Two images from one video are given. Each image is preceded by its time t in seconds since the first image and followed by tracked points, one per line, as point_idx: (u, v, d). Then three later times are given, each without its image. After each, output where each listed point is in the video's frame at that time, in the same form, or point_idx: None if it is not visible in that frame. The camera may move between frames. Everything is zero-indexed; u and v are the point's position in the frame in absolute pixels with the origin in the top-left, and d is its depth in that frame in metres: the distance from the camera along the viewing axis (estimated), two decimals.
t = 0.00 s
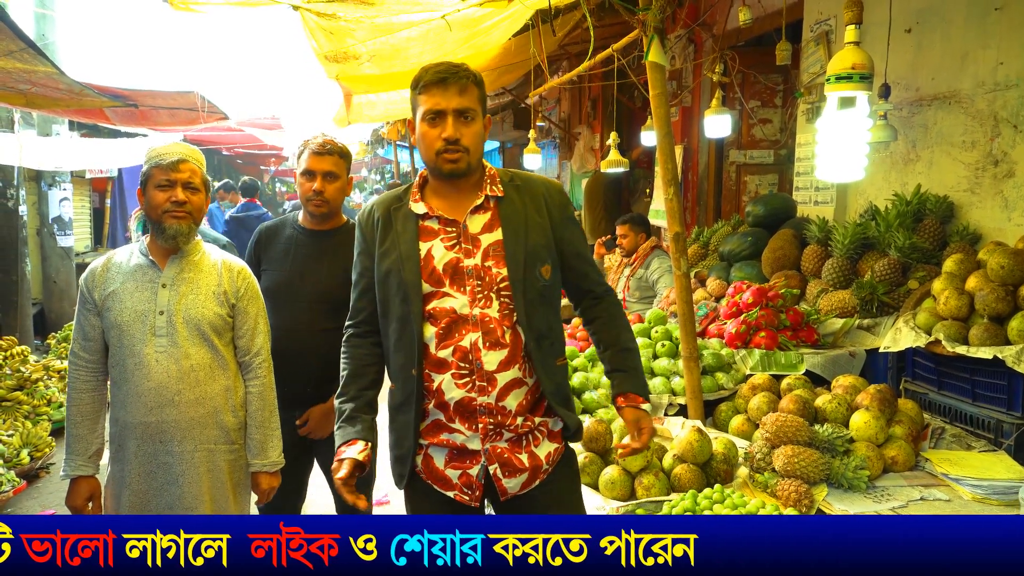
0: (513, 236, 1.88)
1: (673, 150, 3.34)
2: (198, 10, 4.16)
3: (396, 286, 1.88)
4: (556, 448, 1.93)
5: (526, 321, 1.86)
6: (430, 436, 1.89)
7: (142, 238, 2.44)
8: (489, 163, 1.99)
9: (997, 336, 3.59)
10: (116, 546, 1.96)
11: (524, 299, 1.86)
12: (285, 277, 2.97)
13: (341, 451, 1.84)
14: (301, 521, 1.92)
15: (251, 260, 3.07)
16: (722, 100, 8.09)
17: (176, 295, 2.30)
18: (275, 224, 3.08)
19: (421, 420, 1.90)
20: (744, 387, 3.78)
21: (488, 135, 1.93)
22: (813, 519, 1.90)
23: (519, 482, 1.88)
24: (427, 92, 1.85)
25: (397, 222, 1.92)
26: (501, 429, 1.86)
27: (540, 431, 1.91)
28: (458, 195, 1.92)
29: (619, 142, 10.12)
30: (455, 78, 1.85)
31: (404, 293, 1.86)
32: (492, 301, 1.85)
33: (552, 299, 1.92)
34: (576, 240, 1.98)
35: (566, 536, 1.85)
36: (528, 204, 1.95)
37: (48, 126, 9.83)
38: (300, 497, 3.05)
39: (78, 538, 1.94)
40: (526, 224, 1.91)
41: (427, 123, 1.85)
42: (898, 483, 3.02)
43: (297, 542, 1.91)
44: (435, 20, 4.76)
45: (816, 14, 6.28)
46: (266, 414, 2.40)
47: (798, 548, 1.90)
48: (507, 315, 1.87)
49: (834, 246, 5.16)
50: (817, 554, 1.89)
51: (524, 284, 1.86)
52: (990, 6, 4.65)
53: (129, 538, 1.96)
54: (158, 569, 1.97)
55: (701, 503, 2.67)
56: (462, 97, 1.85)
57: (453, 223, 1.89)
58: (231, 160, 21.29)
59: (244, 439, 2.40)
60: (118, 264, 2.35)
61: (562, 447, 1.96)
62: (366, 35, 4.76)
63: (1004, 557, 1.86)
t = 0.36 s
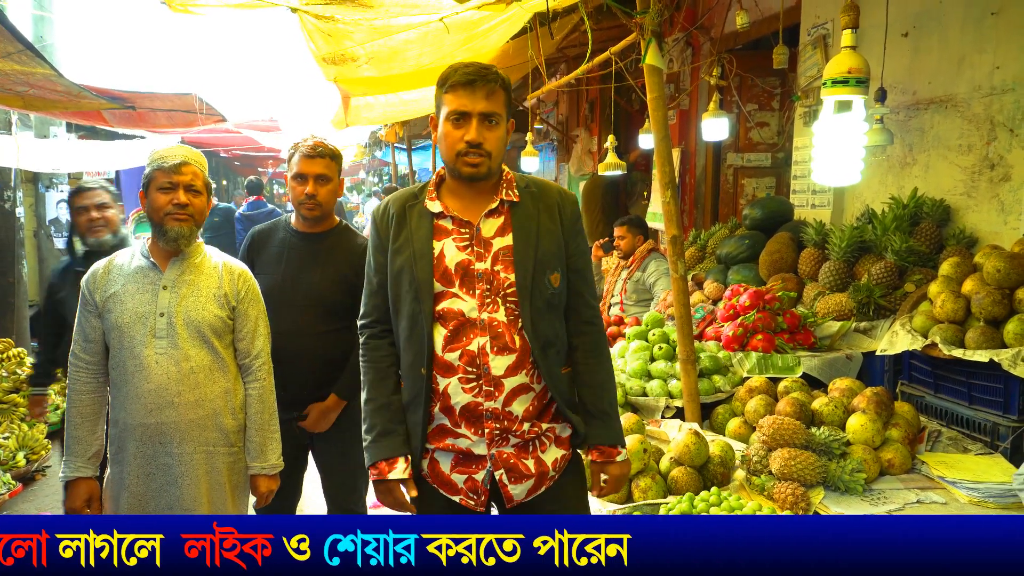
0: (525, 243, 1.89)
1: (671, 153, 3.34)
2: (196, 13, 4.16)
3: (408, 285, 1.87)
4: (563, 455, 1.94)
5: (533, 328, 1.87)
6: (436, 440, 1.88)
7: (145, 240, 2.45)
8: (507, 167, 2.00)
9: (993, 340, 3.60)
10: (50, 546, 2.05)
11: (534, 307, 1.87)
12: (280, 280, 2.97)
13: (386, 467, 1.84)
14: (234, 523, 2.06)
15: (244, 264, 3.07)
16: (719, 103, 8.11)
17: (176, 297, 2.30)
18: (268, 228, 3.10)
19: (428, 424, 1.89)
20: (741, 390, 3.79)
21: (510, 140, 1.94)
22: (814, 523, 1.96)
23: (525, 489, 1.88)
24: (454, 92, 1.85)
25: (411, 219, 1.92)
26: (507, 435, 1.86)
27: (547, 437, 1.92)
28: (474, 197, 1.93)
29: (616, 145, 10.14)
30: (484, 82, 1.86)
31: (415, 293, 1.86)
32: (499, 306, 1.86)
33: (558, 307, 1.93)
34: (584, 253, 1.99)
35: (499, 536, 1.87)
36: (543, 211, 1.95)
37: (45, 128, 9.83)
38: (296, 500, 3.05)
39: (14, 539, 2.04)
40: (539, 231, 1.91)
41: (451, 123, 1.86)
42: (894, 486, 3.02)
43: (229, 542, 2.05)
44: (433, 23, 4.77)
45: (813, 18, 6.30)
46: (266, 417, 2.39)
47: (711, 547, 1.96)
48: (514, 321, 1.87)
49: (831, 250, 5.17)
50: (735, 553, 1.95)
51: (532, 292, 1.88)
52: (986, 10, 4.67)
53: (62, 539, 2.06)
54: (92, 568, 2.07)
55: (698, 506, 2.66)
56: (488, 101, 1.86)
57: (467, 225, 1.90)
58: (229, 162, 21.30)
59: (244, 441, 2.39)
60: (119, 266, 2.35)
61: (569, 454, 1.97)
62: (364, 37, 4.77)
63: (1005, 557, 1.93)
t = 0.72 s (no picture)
0: (525, 246, 1.88)
1: (668, 154, 3.35)
2: (193, 15, 4.16)
3: (405, 287, 1.88)
4: (560, 464, 1.94)
5: (534, 331, 1.87)
6: (432, 442, 1.89)
7: (143, 243, 2.45)
8: (508, 170, 1.99)
9: (990, 340, 3.61)
10: None
11: (534, 310, 1.87)
12: (277, 282, 2.97)
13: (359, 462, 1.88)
14: (168, 522, 2.01)
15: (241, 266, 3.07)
16: (716, 105, 8.12)
17: (176, 299, 2.29)
18: (263, 229, 3.09)
19: (424, 425, 1.90)
20: (739, 391, 3.79)
21: (509, 143, 1.93)
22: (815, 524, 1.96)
23: (517, 495, 1.87)
24: (451, 94, 1.86)
25: (409, 222, 1.93)
26: (503, 438, 1.86)
27: (544, 443, 1.92)
28: (473, 200, 1.93)
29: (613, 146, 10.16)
30: (481, 84, 1.86)
31: (412, 295, 1.86)
32: (499, 310, 1.86)
33: (560, 310, 1.92)
34: (586, 255, 1.99)
35: (431, 536, 1.85)
36: (544, 214, 1.95)
37: (41, 130, 9.81)
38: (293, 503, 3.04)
39: None
40: (540, 234, 1.91)
41: (448, 126, 1.86)
42: (892, 486, 3.02)
43: (163, 542, 2.00)
44: (429, 25, 4.77)
45: (809, 20, 6.31)
46: (266, 419, 2.39)
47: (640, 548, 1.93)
48: (514, 324, 1.87)
49: (828, 250, 5.18)
50: (663, 553, 1.94)
51: (534, 294, 1.87)
52: (981, 11, 4.68)
53: None
54: (22, 569, 1.98)
55: (696, 507, 2.66)
56: (486, 103, 1.86)
57: (466, 228, 1.89)
58: (226, 165, 21.30)
59: (244, 443, 2.39)
60: (119, 268, 2.35)
61: (567, 464, 1.96)
62: (361, 39, 4.77)
63: (1004, 557, 1.93)
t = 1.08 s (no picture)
0: (526, 246, 1.89)
1: (668, 155, 3.35)
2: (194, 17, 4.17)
3: (407, 289, 1.88)
4: (562, 464, 1.94)
5: (537, 333, 1.87)
6: (435, 443, 1.89)
7: (145, 246, 2.45)
8: (506, 171, 2.00)
9: (991, 342, 3.61)
10: None
11: (536, 311, 1.87)
12: (277, 283, 2.97)
13: (401, 443, 1.80)
14: (102, 522, 1.98)
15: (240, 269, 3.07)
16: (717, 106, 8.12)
17: (179, 301, 2.30)
18: (259, 232, 3.09)
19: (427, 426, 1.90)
20: (739, 393, 3.79)
21: (507, 144, 1.94)
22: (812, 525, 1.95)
23: (520, 494, 1.89)
24: (449, 97, 1.85)
25: (411, 224, 1.92)
26: (507, 438, 1.87)
27: (547, 443, 1.93)
28: (474, 202, 1.93)
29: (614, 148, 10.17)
30: (479, 86, 1.86)
31: (415, 297, 1.86)
32: (502, 310, 1.87)
33: (561, 311, 1.93)
34: (584, 254, 1.99)
35: (364, 535, 1.87)
36: (542, 214, 1.96)
37: (43, 132, 9.82)
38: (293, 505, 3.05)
39: None
40: (540, 234, 1.92)
41: (447, 128, 1.86)
42: (893, 488, 3.02)
43: (96, 542, 1.97)
44: (430, 27, 4.78)
45: (809, 21, 6.31)
46: (269, 420, 2.39)
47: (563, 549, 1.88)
48: (516, 325, 1.88)
49: (829, 252, 5.18)
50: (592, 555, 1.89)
51: (536, 294, 1.88)
52: (982, 12, 4.68)
53: None
54: None
55: (697, 509, 2.66)
56: (484, 105, 1.86)
57: (467, 230, 1.90)
58: (227, 166, 21.32)
59: (248, 444, 2.39)
60: (122, 271, 2.36)
61: (569, 464, 1.97)
62: (362, 41, 4.78)
63: (1004, 557, 1.92)
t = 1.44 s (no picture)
0: (529, 247, 1.89)
1: (668, 157, 3.35)
2: (196, 20, 4.18)
3: (409, 290, 1.88)
4: (565, 464, 1.94)
5: (541, 334, 1.87)
6: (438, 444, 1.89)
7: (145, 248, 2.45)
8: (509, 173, 2.00)
9: (992, 342, 3.60)
10: None
11: (539, 312, 1.87)
12: (278, 286, 2.98)
13: (378, 403, 1.79)
14: (34, 522, 1.91)
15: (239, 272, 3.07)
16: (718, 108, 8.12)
17: (179, 303, 2.30)
18: (259, 235, 3.10)
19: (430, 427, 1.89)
20: (740, 394, 3.79)
21: (509, 146, 1.94)
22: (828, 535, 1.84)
23: (524, 494, 1.89)
24: (452, 99, 1.86)
25: (413, 226, 1.93)
26: (510, 438, 1.87)
27: (550, 444, 1.93)
28: (476, 203, 1.94)
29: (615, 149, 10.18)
30: (481, 88, 1.86)
31: (417, 298, 1.86)
32: (505, 311, 1.87)
33: (564, 311, 1.93)
34: (586, 255, 2.00)
35: (297, 536, 1.86)
36: (544, 215, 1.96)
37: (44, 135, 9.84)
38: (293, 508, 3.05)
39: None
40: (542, 236, 1.92)
41: (450, 130, 1.86)
42: (894, 489, 3.02)
43: (29, 541, 1.91)
44: (430, 29, 4.79)
45: (810, 22, 6.31)
46: (270, 421, 2.40)
47: (526, 547, 1.80)
48: (519, 325, 1.88)
49: (830, 253, 5.18)
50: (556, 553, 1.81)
51: (538, 295, 1.88)
52: (982, 14, 4.68)
53: None
54: None
55: (698, 510, 2.66)
56: (486, 107, 1.86)
57: (470, 231, 1.91)
58: (229, 169, 21.36)
59: (248, 446, 2.40)
60: (122, 273, 2.36)
61: (572, 465, 1.97)
62: (362, 44, 4.79)
63: (1005, 561, 1.79)
